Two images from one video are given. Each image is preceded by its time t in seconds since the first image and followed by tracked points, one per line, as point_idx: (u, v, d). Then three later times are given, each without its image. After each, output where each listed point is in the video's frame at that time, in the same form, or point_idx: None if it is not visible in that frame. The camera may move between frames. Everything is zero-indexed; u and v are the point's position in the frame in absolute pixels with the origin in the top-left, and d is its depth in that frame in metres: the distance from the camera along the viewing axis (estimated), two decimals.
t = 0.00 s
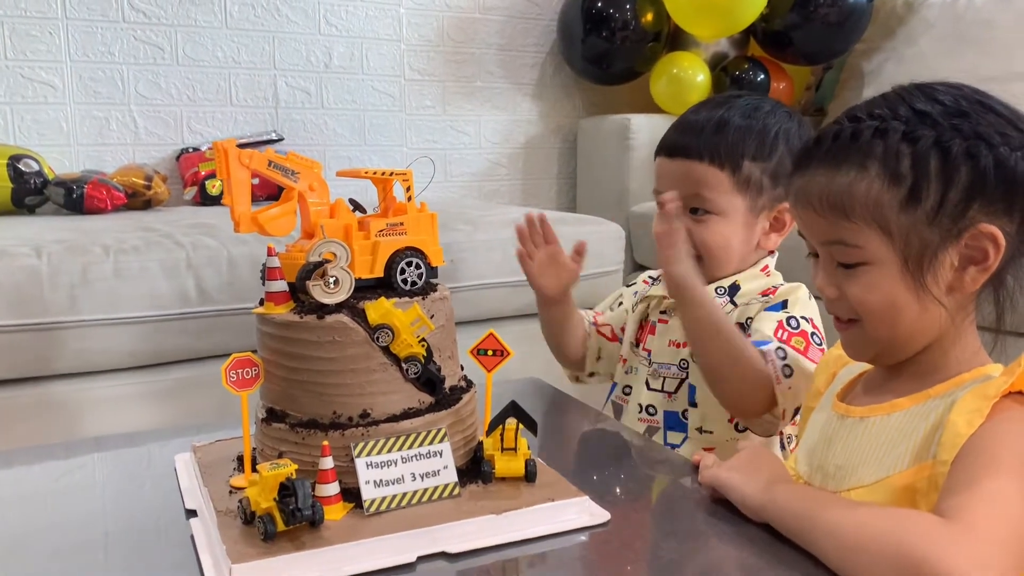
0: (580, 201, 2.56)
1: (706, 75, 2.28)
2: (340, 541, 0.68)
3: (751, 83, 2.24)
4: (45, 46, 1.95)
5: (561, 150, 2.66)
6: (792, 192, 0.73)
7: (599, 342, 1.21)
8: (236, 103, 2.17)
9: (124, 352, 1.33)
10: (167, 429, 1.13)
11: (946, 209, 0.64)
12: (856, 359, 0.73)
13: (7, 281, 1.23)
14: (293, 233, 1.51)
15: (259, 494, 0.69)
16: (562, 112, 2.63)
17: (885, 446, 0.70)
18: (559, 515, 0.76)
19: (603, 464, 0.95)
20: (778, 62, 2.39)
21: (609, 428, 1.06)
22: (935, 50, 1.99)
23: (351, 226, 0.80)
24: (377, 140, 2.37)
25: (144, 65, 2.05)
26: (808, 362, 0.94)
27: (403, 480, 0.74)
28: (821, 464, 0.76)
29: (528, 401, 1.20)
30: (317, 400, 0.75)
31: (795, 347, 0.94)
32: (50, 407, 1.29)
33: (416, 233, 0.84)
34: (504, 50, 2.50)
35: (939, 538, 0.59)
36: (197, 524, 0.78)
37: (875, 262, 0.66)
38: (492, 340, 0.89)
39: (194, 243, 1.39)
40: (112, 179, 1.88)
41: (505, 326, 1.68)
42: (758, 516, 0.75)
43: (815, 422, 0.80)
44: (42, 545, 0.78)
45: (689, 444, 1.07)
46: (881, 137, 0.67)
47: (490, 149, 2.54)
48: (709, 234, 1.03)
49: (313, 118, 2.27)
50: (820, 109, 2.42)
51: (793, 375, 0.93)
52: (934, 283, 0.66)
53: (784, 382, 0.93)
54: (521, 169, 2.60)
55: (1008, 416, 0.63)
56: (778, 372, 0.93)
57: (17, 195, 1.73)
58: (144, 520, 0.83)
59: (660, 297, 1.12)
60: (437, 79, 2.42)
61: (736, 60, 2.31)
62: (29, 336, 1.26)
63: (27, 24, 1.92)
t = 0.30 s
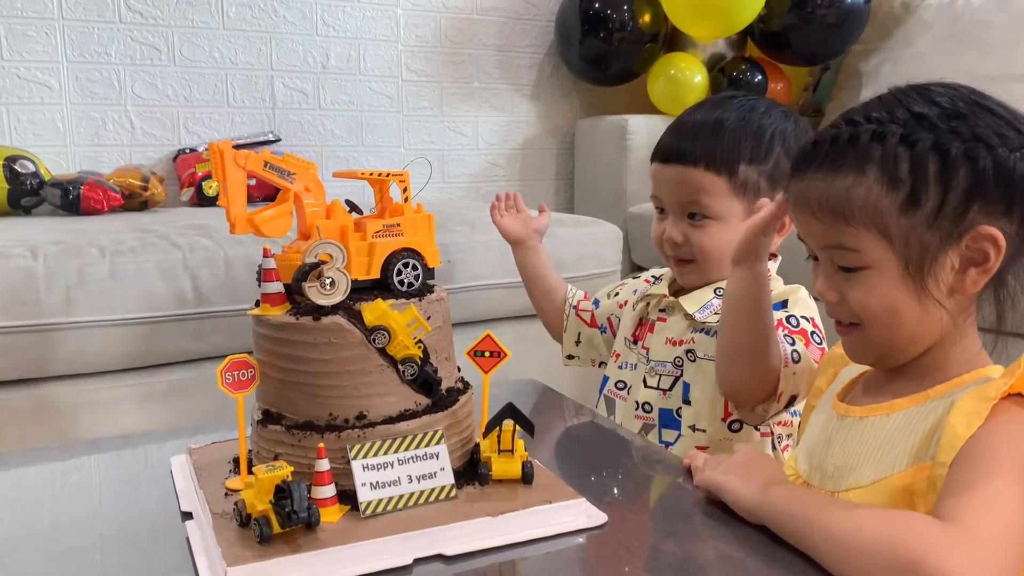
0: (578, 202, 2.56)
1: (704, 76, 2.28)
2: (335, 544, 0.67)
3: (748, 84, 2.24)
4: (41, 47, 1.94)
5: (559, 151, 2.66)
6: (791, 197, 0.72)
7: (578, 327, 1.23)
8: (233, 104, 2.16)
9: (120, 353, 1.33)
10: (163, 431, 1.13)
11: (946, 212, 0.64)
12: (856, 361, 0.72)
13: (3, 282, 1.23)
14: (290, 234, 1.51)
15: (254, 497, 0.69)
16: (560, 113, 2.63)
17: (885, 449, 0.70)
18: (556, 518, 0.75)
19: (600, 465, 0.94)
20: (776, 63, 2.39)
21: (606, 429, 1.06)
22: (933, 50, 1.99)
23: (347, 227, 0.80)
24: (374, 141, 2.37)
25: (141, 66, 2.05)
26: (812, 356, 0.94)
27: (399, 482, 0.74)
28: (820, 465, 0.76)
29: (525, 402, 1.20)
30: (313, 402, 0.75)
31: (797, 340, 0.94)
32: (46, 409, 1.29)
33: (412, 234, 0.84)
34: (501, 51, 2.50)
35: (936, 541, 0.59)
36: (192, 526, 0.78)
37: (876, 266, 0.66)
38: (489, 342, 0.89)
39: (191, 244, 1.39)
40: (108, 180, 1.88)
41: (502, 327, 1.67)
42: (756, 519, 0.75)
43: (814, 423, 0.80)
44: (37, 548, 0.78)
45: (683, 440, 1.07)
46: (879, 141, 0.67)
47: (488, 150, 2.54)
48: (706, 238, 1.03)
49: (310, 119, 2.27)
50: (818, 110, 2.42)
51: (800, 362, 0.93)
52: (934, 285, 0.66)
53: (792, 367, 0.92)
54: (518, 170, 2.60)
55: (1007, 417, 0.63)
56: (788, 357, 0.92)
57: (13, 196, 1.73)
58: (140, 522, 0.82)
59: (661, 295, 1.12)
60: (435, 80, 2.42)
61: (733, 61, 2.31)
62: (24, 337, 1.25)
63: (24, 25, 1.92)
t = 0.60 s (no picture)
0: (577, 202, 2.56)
1: (703, 76, 2.28)
2: (335, 544, 0.67)
3: (747, 84, 2.24)
4: (40, 47, 1.94)
5: (558, 152, 2.66)
6: (791, 196, 0.73)
7: (585, 340, 1.19)
8: (232, 105, 2.16)
9: (119, 353, 1.32)
10: (163, 431, 1.13)
11: (946, 212, 0.64)
12: (856, 362, 0.72)
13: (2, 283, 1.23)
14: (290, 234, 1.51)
15: (253, 498, 0.69)
16: (559, 113, 2.63)
17: (885, 449, 0.70)
18: (556, 518, 0.76)
19: (599, 466, 0.94)
20: (775, 64, 2.39)
21: (605, 430, 1.06)
22: (932, 51, 1.99)
23: (346, 229, 0.80)
24: (374, 141, 2.37)
25: (140, 67, 2.05)
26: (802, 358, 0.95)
27: (399, 483, 0.74)
28: (820, 465, 0.76)
29: (525, 403, 1.20)
30: (312, 403, 0.75)
31: (787, 341, 0.96)
32: (44, 409, 1.29)
33: (411, 235, 0.84)
34: (500, 51, 2.50)
35: (937, 543, 0.59)
36: (191, 527, 0.78)
37: (875, 265, 0.66)
38: (488, 343, 0.89)
39: (189, 245, 1.39)
40: (107, 180, 1.88)
41: (501, 328, 1.68)
42: (756, 520, 0.75)
43: (815, 422, 0.80)
44: (35, 548, 0.77)
45: (685, 441, 1.07)
46: (881, 140, 0.67)
47: (487, 150, 2.54)
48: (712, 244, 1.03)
49: (309, 119, 2.27)
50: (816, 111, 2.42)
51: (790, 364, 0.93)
52: (934, 286, 0.66)
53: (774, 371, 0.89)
54: (517, 170, 2.60)
55: (1008, 420, 0.63)
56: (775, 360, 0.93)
57: (12, 196, 1.72)
58: (138, 523, 0.82)
59: (664, 296, 1.12)
60: (434, 81, 2.42)
61: (732, 62, 2.31)
62: (23, 338, 1.25)
63: (23, 25, 1.92)
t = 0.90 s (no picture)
0: (577, 200, 2.56)
1: (702, 74, 2.28)
2: (336, 540, 0.67)
3: (747, 82, 2.24)
4: (39, 44, 1.94)
5: (557, 150, 2.66)
6: (792, 190, 0.73)
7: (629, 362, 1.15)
8: (232, 103, 2.16)
9: (119, 351, 1.32)
10: (162, 429, 1.13)
11: (941, 206, 0.64)
12: (857, 357, 0.73)
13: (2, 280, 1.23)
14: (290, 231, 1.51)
15: (253, 494, 0.69)
16: (558, 111, 2.63)
17: (885, 445, 0.70)
18: (556, 515, 0.76)
19: (599, 463, 0.94)
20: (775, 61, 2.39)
21: (606, 427, 1.06)
22: (932, 49, 1.99)
23: (346, 225, 0.80)
24: (373, 139, 2.36)
25: (140, 64, 2.05)
26: (808, 365, 0.95)
27: (399, 479, 0.74)
28: (821, 461, 0.76)
29: (525, 400, 1.20)
30: (312, 399, 0.75)
31: (794, 350, 0.95)
32: (44, 407, 1.29)
33: (411, 232, 0.84)
34: (500, 49, 2.50)
35: (937, 538, 0.59)
36: (191, 523, 0.78)
37: (872, 259, 0.67)
38: (488, 339, 0.89)
39: (189, 242, 1.39)
40: (107, 178, 1.87)
41: (501, 325, 1.68)
42: (757, 515, 0.75)
43: (817, 418, 0.80)
44: (37, 545, 0.78)
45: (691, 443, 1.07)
46: (877, 134, 0.67)
47: (487, 148, 2.54)
48: (713, 238, 1.03)
49: (309, 117, 2.27)
50: (816, 109, 2.42)
51: (790, 382, 0.93)
52: (931, 280, 0.66)
53: (782, 392, 0.93)
54: (517, 168, 2.60)
55: (1010, 416, 0.63)
56: (775, 383, 0.93)
57: (12, 193, 1.72)
58: (139, 520, 0.82)
59: (664, 300, 1.13)
60: (433, 78, 2.42)
61: (732, 60, 2.31)
62: (24, 335, 1.25)
63: (22, 22, 1.92)
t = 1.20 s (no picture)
0: (577, 198, 2.56)
1: (703, 71, 2.28)
2: (337, 536, 0.67)
3: (747, 79, 2.24)
4: (39, 42, 1.94)
5: (557, 147, 2.65)
6: (792, 186, 0.73)
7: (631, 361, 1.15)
8: (232, 100, 2.16)
9: (119, 348, 1.32)
10: (163, 426, 1.13)
11: (941, 200, 0.64)
12: (858, 353, 0.73)
13: (2, 277, 1.23)
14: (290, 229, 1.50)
15: (255, 490, 0.69)
16: (558, 108, 2.63)
17: (887, 440, 0.70)
18: (558, 510, 0.76)
19: (601, 460, 0.94)
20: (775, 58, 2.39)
21: (607, 424, 1.06)
22: (932, 45, 1.99)
23: (347, 220, 0.80)
24: (373, 137, 2.36)
25: (140, 61, 2.05)
26: (808, 367, 0.95)
27: (400, 475, 0.74)
28: (823, 458, 0.76)
29: (525, 397, 1.20)
30: (314, 395, 0.75)
31: (794, 352, 0.96)
32: (44, 404, 1.29)
33: (412, 228, 0.84)
34: (500, 46, 2.50)
35: (939, 533, 0.59)
36: (193, 519, 0.78)
37: (873, 254, 0.66)
38: (489, 335, 0.89)
39: (189, 239, 1.39)
40: (107, 175, 1.87)
41: (502, 323, 1.67)
42: (759, 510, 0.74)
43: (817, 415, 0.80)
44: (38, 541, 0.78)
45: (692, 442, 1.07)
46: (877, 129, 0.67)
47: (487, 145, 2.54)
48: (721, 237, 1.03)
49: (309, 114, 2.27)
50: (817, 106, 2.42)
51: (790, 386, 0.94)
52: (932, 275, 0.66)
53: (782, 395, 0.94)
54: (517, 165, 2.60)
55: (1012, 411, 0.63)
56: (775, 386, 0.94)
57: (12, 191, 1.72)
58: (140, 516, 0.82)
59: (664, 299, 1.13)
60: (433, 76, 2.42)
61: (732, 57, 2.31)
62: (24, 332, 1.25)
63: (22, 20, 1.92)
